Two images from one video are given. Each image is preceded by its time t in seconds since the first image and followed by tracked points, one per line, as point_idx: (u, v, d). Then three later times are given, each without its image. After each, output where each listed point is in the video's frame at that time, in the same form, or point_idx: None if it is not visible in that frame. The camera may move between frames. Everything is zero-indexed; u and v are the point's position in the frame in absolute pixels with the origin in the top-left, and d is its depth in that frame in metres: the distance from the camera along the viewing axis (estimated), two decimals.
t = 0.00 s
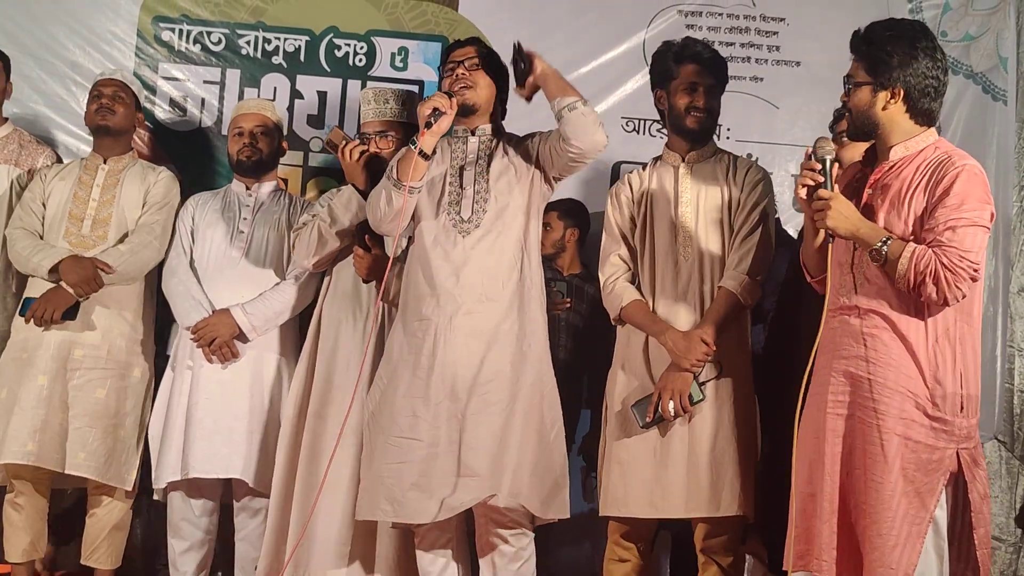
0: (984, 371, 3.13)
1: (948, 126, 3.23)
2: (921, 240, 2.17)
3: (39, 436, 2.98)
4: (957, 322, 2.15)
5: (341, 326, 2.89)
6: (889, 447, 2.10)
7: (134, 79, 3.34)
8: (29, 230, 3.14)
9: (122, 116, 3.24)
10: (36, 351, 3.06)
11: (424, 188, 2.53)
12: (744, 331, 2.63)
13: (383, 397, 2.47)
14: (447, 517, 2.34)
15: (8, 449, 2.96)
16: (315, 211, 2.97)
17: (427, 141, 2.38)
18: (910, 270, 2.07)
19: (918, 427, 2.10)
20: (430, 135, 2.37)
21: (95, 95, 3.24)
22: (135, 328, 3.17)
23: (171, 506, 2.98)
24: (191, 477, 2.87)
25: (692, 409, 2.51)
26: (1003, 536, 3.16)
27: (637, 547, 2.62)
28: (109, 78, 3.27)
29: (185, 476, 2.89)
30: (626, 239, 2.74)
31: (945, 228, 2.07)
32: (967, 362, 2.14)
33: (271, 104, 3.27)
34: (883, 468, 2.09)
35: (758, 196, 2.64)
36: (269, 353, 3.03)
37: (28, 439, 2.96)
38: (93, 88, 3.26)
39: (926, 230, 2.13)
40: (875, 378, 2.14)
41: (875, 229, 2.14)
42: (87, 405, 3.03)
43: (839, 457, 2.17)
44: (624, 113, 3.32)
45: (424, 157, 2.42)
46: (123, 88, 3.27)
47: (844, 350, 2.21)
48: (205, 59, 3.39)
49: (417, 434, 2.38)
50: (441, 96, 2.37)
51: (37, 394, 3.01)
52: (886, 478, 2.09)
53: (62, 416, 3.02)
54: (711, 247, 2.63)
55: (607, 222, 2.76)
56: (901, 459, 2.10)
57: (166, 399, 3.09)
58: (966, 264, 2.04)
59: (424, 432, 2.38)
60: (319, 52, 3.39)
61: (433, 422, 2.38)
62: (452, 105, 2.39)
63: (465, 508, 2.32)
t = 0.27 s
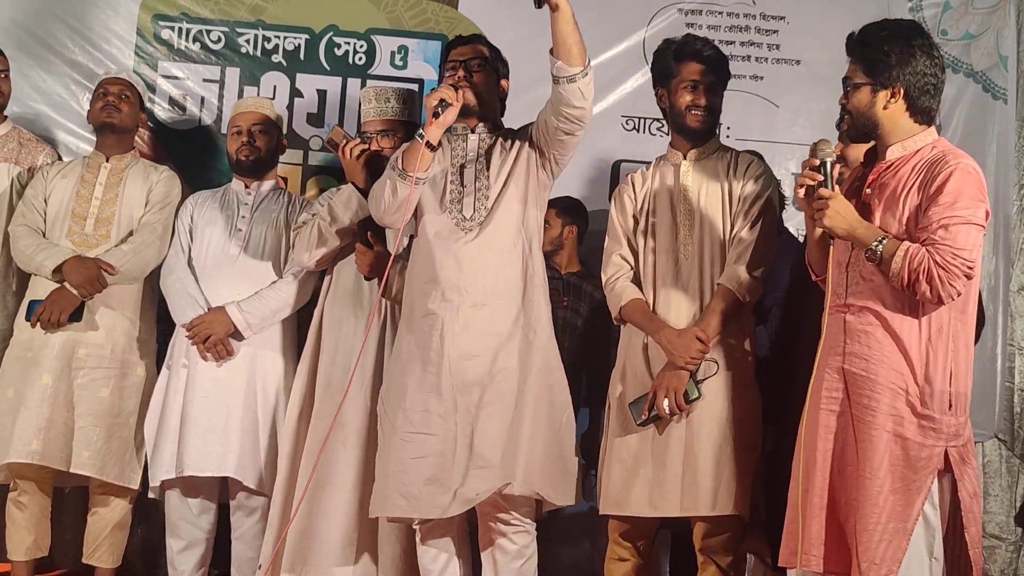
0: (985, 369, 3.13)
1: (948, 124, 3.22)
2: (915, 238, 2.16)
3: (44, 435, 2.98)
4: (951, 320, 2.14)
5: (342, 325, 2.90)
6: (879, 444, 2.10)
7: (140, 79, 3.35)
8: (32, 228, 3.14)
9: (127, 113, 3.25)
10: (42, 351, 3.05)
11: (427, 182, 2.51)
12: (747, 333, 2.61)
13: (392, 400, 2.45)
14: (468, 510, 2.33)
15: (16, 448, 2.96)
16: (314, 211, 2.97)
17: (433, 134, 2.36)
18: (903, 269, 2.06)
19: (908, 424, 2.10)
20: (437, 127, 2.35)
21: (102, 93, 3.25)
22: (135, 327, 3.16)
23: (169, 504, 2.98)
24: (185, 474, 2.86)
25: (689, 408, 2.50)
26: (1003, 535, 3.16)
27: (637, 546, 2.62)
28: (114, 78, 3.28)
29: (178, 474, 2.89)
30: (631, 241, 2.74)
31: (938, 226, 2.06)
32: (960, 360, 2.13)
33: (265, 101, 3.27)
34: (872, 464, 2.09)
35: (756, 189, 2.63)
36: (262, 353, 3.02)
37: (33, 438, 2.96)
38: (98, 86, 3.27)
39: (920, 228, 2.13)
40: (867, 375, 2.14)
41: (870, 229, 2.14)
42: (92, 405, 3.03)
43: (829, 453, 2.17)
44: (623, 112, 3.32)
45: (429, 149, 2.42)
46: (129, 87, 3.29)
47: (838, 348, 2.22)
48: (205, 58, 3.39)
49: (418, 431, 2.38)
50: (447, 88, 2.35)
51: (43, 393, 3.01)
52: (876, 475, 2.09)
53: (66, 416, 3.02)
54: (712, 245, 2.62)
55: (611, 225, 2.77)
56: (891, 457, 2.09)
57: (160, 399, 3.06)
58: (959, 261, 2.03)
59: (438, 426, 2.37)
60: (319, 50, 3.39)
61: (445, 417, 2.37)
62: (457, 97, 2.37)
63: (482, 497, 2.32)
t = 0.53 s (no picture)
0: (985, 368, 3.13)
1: (948, 123, 3.22)
2: (910, 238, 2.16)
3: (49, 432, 2.96)
4: (949, 319, 2.14)
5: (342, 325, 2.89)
6: (880, 445, 2.10)
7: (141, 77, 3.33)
8: (32, 227, 3.14)
9: (128, 113, 3.23)
10: (44, 350, 3.04)
11: (427, 181, 2.50)
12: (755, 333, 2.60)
13: (390, 401, 2.45)
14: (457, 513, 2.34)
15: (18, 447, 2.96)
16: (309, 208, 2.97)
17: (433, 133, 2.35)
18: (902, 270, 2.07)
19: (909, 424, 2.10)
20: (435, 128, 2.35)
21: (103, 91, 3.23)
22: (135, 326, 3.16)
23: (167, 503, 2.97)
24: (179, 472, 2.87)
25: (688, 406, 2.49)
26: (1003, 533, 3.16)
27: (635, 547, 2.62)
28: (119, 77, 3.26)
29: (174, 472, 2.89)
30: (637, 239, 2.74)
31: (935, 226, 2.06)
32: (959, 359, 2.13)
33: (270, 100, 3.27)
34: (872, 464, 2.09)
35: (764, 189, 2.59)
36: (262, 350, 3.01)
37: (36, 437, 2.95)
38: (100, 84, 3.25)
39: (917, 229, 2.13)
40: (867, 375, 2.14)
41: (868, 232, 2.14)
42: (93, 404, 3.03)
43: (830, 454, 2.17)
44: (623, 111, 3.32)
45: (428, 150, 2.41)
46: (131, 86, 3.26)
47: (839, 349, 2.22)
48: (204, 57, 3.39)
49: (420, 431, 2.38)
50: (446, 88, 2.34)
51: (44, 393, 2.99)
52: (877, 476, 2.09)
53: (67, 415, 3.02)
54: (717, 244, 2.60)
55: (620, 225, 2.77)
56: (892, 457, 2.09)
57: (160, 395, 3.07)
58: (957, 261, 2.03)
59: (433, 430, 2.37)
60: (319, 49, 3.38)
61: (441, 421, 2.37)
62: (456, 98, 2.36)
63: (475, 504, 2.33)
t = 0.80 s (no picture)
0: (985, 369, 3.13)
1: (948, 124, 3.22)
2: (912, 241, 2.17)
3: (48, 437, 2.98)
4: (950, 323, 2.16)
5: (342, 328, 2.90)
6: (883, 448, 2.10)
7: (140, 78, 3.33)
8: (32, 227, 3.14)
9: (127, 115, 3.25)
10: (43, 352, 3.05)
11: (426, 186, 2.53)
12: (766, 337, 2.56)
13: (385, 400, 2.49)
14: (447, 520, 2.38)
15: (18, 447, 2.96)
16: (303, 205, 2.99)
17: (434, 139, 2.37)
18: (906, 275, 2.07)
19: (911, 427, 2.10)
20: (436, 135, 2.37)
21: (102, 94, 3.24)
22: (135, 327, 3.16)
23: (170, 504, 2.98)
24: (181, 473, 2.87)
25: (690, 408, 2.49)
26: (1003, 534, 3.16)
27: (632, 549, 2.61)
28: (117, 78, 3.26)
29: (176, 473, 2.89)
30: (644, 239, 2.72)
31: (938, 230, 2.08)
32: (959, 362, 2.15)
33: (274, 102, 3.27)
34: (876, 468, 2.09)
35: (772, 192, 2.54)
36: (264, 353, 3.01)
37: (37, 440, 2.96)
38: (98, 87, 3.26)
39: (918, 232, 2.14)
40: (869, 379, 2.13)
41: (869, 235, 2.13)
42: (93, 405, 3.03)
43: (831, 457, 2.16)
44: (623, 112, 3.32)
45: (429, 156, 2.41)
46: (130, 89, 3.27)
47: (838, 352, 2.20)
48: (205, 58, 3.39)
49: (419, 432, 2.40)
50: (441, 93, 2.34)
51: (44, 396, 3.01)
52: (881, 479, 2.08)
53: (67, 416, 3.02)
54: (724, 246, 2.57)
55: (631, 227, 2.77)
56: (895, 460, 2.10)
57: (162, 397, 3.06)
58: (961, 264, 2.05)
59: (425, 437, 2.40)
60: (319, 50, 3.39)
61: (432, 427, 2.40)
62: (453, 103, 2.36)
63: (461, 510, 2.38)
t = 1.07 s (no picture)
0: (985, 369, 3.13)
1: (948, 124, 3.23)
2: (916, 241, 2.16)
3: (49, 437, 2.97)
4: (953, 322, 2.17)
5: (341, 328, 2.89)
6: (892, 448, 2.10)
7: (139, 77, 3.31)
8: (32, 227, 3.14)
9: (126, 117, 3.22)
10: (44, 352, 3.04)
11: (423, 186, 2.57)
12: (768, 338, 2.53)
13: (376, 399, 2.51)
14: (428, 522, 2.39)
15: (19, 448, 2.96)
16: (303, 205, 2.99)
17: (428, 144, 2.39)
18: (913, 275, 2.07)
19: (919, 426, 2.11)
20: (430, 139, 2.38)
21: (101, 95, 3.22)
22: (136, 327, 3.16)
23: (171, 504, 2.98)
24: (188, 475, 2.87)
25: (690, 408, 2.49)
26: (1003, 534, 3.16)
27: (630, 549, 2.61)
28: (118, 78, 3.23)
29: (183, 474, 2.90)
30: (654, 239, 2.76)
31: (943, 230, 2.08)
32: (963, 361, 2.17)
33: (275, 102, 3.26)
34: (885, 468, 2.09)
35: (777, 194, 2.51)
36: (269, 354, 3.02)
37: (37, 440, 2.96)
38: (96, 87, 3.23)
39: (922, 231, 2.14)
40: (875, 379, 2.13)
41: (874, 235, 2.12)
42: (93, 406, 3.04)
43: (838, 458, 2.16)
44: (624, 111, 3.32)
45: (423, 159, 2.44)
46: (128, 89, 3.25)
47: (842, 353, 2.19)
48: (205, 57, 3.39)
49: (420, 433, 2.42)
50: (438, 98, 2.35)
51: (45, 397, 3.00)
52: (890, 479, 2.09)
53: (67, 417, 3.02)
54: (728, 246, 2.55)
55: (644, 228, 2.79)
56: (904, 459, 2.10)
57: (165, 396, 3.06)
58: (968, 263, 2.06)
59: (411, 436, 2.42)
60: (319, 50, 3.38)
61: (419, 427, 2.43)
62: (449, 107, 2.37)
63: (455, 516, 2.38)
